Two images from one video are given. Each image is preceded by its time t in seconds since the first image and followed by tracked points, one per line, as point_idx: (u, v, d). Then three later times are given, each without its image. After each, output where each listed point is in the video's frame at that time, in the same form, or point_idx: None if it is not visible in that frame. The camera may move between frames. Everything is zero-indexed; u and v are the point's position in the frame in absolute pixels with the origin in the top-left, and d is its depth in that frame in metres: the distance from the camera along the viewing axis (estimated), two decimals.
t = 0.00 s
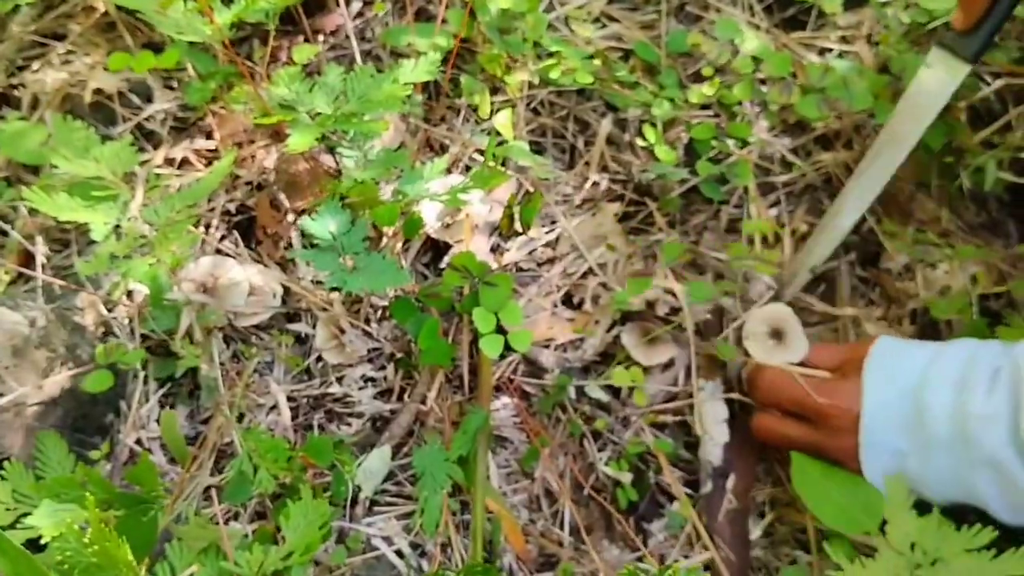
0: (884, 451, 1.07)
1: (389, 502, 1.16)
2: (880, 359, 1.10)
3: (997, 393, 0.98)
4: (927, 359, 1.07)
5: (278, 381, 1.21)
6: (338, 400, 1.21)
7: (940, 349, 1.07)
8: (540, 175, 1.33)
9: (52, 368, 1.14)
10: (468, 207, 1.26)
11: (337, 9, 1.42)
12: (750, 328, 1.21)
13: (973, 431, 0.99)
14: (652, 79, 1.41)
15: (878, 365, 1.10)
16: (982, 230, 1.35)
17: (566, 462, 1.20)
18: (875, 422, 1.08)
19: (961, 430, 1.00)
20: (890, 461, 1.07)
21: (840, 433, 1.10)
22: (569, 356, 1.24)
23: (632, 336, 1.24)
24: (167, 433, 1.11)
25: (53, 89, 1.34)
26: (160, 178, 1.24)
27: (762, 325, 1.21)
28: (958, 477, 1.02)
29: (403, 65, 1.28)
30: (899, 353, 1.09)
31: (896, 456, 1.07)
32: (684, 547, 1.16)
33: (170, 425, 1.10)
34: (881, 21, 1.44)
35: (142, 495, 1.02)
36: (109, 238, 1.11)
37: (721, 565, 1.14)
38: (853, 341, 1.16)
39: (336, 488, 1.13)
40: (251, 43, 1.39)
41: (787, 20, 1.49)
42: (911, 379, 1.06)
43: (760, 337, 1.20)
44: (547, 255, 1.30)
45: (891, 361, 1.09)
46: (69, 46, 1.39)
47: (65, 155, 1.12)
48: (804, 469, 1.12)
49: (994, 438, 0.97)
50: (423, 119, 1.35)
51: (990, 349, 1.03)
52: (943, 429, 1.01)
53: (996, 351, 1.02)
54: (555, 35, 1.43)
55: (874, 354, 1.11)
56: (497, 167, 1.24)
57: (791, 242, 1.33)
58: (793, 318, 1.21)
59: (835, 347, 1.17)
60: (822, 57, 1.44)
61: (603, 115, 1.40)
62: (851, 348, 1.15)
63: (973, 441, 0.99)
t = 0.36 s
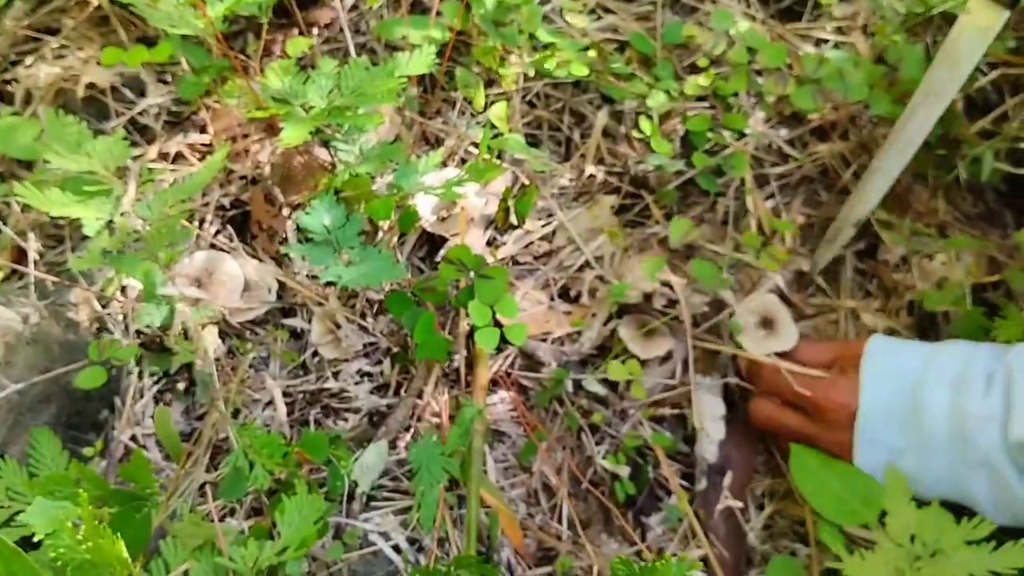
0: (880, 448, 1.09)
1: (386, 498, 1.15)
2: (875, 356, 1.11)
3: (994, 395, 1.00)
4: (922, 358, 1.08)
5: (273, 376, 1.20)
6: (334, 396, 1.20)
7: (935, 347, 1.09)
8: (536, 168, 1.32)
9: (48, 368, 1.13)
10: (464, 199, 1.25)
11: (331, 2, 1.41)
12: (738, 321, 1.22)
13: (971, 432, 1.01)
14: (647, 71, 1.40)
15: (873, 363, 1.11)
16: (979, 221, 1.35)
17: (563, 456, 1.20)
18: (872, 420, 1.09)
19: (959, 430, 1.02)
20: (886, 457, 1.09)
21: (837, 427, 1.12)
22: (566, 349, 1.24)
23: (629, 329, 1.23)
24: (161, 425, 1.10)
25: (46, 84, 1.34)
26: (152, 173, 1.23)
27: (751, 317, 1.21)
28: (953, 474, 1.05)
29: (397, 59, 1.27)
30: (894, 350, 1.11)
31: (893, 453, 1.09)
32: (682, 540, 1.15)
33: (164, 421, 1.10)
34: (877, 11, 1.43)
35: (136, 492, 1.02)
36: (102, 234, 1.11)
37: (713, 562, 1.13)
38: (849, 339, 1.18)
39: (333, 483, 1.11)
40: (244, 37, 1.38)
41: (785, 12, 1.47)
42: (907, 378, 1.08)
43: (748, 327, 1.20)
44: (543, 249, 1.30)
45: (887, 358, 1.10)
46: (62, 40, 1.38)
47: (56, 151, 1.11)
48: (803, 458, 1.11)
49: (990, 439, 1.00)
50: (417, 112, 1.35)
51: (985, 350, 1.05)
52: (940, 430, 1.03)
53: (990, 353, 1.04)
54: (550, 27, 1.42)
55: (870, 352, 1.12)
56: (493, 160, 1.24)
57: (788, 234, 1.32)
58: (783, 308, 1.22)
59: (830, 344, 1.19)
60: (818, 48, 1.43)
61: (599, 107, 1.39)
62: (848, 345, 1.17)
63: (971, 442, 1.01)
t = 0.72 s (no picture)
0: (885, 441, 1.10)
1: (387, 489, 1.16)
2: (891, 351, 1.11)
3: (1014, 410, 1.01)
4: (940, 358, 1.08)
5: (274, 368, 1.20)
6: (335, 387, 1.20)
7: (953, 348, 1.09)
8: (535, 159, 1.32)
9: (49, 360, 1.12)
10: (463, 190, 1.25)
11: None
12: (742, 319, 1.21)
13: (985, 444, 1.02)
14: (647, 62, 1.40)
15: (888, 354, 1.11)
16: (978, 210, 1.35)
17: (563, 447, 1.20)
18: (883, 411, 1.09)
19: (974, 446, 1.03)
20: (890, 452, 1.10)
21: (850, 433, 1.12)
22: (567, 341, 1.24)
23: (629, 319, 1.24)
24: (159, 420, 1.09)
25: (46, 77, 1.34)
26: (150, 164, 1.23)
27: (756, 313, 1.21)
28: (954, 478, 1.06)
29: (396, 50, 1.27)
30: (908, 347, 1.10)
31: (898, 448, 1.09)
32: (684, 530, 1.15)
33: (163, 415, 1.08)
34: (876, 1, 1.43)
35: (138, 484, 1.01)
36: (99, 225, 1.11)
37: (712, 554, 1.13)
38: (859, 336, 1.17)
39: (333, 475, 1.11)
40: (242, 30, 1.38)
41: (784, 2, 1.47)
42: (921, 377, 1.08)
43: (754, 326, 1.19)
44: (544, 240, 1.30)
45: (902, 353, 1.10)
46: (61, 34, 1.38)
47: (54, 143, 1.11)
48: (802, 454, 1.11)
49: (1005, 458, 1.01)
50: (417, 104, 1.35)
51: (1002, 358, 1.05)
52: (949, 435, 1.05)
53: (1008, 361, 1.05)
54: (549, 18, 1.42)
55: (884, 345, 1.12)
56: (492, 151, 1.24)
57: (787, 224, 1.32)
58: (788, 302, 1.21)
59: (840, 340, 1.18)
60: (817, 38, 1.43)
61: (599, 98, 1.39)
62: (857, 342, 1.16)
63: (986, 458, 1.02)
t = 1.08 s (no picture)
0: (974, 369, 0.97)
1: (391, 480, 1.15)
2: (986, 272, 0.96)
3: None
4: None
5: (277, 360, 1.20)
6: (338, 378, 1.20)
7: None
8: (538, 149, 1.32)
9: (48, 351, 1.12)
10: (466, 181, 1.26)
11: None
12: (814, 210, 1.10)
13: None
14: (651, 52, 1.39)
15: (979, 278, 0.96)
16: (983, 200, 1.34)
17: (566, 438, 1.19)
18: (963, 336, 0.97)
19: None
20: (977, 388, 0.98)
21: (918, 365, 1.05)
22: (570, 331, 1.24)
23: (632, 310, 1.24)
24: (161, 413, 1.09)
25: (48, 69, 1.34)
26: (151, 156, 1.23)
27: (829, 210, 1.09)
28: None
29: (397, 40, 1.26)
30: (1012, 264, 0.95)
31: (987, 381, 0.98)
32: (686, 519, 1.15)
33: (165, 409, 1.08)
34: None
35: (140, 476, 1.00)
36: (99, 217, 1.11)
37: (717, 543, 1.13)
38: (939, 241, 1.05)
39: (336, 466, 1.11)
40: (244, 20, 1.37)
41: None
42: None
43: (818, 229, 1.10)
44: (546, 231, 1.29)
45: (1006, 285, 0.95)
46: (63, 25, 1.38)
47: (57, 134, 1.10)
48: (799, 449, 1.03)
49: None
50: (420, 94, 1.34)
51: None
52: None
53: None
54: (552, 8, 1.41)
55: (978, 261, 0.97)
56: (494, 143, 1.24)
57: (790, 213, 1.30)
58: (868, 190, 1.07)
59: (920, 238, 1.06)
60: (822, 27, 1.42)
61: (602, 88, 1.38)
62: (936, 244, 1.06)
63: None
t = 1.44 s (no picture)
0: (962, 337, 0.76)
1: (398, 480, 1.14)
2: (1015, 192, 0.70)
3: None
4: None
5: (285, 360, 1.19)
6: (344, 378, 1.19)
7: None
8: (546, 149, 1.31)
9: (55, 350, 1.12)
10: (474, 180, 1.25)
11: None
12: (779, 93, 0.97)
13: None
14: (660, 52, 1.39)
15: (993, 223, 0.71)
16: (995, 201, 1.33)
17: (575, 438, 1.18)
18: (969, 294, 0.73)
19: None
20: (935, 355, 0.78)
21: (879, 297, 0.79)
22: (578, 331, 1.23)
23: (640, 311, 1.24)
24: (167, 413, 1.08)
25: (54, 68, 1.34)
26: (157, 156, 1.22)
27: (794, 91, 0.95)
28: None
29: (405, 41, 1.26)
30: None
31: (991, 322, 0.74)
32: (696, 520, 1.15)
33: (171, 405, 1.08)
34: None
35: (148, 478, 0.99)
36: (105, 217, 1.12)
37: (727, 546, 1.13)
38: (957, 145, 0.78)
39: (343, 466, 1.11)
40: (250, 20, 1.37)
41: None
42: None
43: (789, 114, 0.95)
44: (555, 232, 1.29)
45: None
46: (70, 24, 1.38)
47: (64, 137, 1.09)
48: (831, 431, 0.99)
49: None
50: (429, 94, 1.34)
51: None
52: None
53: None
54: (560, 8, 1.40)
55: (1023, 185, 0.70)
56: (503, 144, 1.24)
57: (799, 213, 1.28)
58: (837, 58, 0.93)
59: (917, 136, 0.80)
60: (832, 28, 1.41)
61: (611, 89, 1.38)
62: (929, 151, 0.80)
63: None
